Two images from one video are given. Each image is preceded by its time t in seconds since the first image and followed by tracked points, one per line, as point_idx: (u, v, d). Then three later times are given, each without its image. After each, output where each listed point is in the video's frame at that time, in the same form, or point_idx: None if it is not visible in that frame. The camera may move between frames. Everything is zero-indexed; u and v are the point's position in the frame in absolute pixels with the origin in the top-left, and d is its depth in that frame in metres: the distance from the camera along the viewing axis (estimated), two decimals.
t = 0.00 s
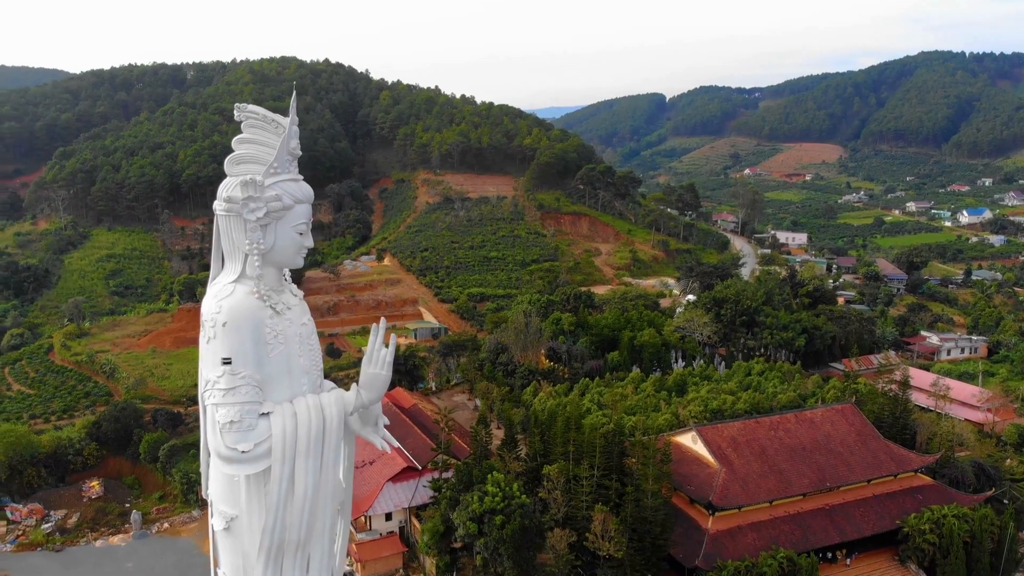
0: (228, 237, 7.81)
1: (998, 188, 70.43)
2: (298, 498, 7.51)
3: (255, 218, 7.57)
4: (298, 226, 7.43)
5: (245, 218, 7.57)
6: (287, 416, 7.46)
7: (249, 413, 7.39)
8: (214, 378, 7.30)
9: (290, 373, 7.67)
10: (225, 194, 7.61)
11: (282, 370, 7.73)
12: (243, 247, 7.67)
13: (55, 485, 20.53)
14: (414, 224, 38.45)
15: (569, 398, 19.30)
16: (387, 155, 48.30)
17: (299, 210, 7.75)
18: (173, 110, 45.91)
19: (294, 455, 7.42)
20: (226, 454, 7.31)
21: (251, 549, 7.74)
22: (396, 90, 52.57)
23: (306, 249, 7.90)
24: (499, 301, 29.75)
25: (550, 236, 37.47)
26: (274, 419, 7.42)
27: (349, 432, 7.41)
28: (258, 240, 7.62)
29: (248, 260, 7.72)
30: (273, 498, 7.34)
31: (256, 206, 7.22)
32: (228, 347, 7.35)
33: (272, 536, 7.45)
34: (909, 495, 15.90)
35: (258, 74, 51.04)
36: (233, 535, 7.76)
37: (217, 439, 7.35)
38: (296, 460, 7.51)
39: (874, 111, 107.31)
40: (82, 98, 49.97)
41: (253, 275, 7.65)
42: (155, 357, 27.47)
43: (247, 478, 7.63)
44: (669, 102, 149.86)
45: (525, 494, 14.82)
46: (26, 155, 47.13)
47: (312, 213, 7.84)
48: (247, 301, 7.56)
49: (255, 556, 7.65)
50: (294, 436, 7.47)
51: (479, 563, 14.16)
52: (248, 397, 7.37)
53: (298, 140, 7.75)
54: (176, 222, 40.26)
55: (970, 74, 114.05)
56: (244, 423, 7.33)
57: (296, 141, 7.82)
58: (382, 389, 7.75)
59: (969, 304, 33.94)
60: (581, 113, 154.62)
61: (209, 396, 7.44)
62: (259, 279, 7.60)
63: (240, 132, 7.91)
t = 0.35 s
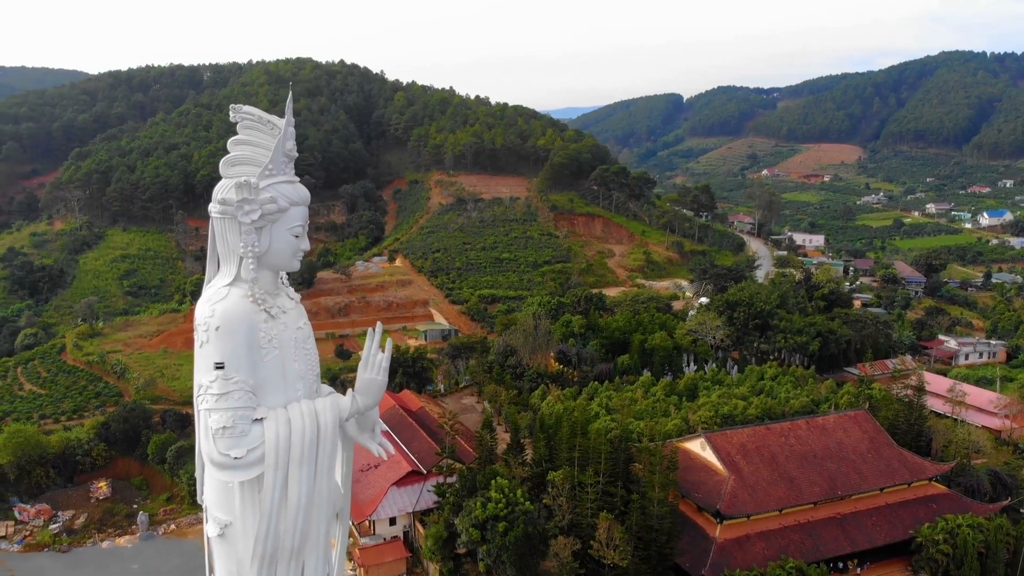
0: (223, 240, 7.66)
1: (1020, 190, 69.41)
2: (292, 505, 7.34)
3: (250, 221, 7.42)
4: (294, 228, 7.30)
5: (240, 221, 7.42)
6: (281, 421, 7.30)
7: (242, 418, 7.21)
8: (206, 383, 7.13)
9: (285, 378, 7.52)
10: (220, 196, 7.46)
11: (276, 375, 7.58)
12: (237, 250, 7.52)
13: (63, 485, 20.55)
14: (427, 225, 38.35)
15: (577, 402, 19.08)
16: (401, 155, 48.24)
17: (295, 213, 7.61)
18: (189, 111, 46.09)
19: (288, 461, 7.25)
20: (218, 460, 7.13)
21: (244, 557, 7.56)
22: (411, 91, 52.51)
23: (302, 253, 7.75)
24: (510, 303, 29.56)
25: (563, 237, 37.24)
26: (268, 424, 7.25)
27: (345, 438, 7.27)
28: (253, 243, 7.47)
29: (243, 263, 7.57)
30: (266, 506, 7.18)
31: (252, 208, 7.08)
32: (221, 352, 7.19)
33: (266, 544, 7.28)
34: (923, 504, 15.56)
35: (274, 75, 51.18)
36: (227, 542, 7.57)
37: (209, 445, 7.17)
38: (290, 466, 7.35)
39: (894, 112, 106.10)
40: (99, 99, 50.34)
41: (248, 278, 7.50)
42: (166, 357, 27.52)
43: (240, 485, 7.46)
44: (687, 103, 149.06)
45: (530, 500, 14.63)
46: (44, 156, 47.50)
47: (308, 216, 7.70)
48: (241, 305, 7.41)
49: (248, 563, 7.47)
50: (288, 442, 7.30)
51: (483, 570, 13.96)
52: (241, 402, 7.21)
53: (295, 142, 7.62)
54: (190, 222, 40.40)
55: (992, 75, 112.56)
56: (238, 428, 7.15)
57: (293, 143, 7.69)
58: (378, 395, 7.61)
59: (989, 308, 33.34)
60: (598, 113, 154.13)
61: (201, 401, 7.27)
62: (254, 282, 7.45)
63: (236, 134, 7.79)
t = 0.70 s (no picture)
0: (216, 242, 7.54)
1: None
2: (284, 511, 7.20)
3: (244, 223, 7.32)
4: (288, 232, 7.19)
5: (233, 223, 7.32)
6: (274, 427, 7.18)
7: (235, 424, 7.10)
8: (198, 387, 7.01)
9: (279, 382, 7.40)
10: (214, 198, 7.38)
11: (269, 379, 7.46)
12: (230, 252, 7.40)
13: (70, 486, 20.54)
14: (438, 226, 38.24)
15: (584, 406, 18.91)
16: (414, 157, 48.17)
17: (289, 215, 7.48)
18: (202, 112, 46.22)
19: (280, 468, 7.14)
20: (210, 465, 7.02)
21: (238, 562, 7.47)
22: (424, 92, 52.46)
23: (297, 256, 7.64)
24: (520, 304, 29.39)
25: (575, 239, 37.02)
26: (260, 430, 7.12)
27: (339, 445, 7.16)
28: (246, 245, 7.35)
29: (238, 266, 7.48)
30: (258, 512, 7.07)
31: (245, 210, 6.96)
32: (214, 356, 7.08)
33: (258, 551, 7.14)
34: (935, 513, 15.24)
35: (287, 76, 51.27)
36: (221, 547, 7.49)
37: (201, 451, 7.06)
38: (283, 472, 7.23)
39: (912, 112, 105.04)
40: (114, 101, 50.62)
41: (241, 281, 7.38)
42: (176, 358, 27.56)
43: (233, 490, 7.35)
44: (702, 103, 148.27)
45: (533, 506, 14.45)
46: (59, 157, 47.81)
47: (303, 219, 7.57)
48: (234, 309, 7.31)
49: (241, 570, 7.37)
50: (280, 447, 7.17)
51: None
52: (234, 407, 7.09)
53: (289, 144, 7.50)
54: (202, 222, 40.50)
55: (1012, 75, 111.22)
56: (230, 434, 7.03)
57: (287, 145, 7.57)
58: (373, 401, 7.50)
59: (1006, 311, 32.81)
60: (613, 114, 153.64)
61: (193, 405, 7.17)
62: (247, 286, 7.33)
63: (229, 134, 7.65)
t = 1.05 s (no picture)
0: (211, 247, 7.60)
1: None
2: (276, 517, 7.22)
3: (237, 226, 7.35)
4: (281, 234, 7.23)
5: (227, 226, 7.36)
6: (266, 433, 7.22)
7: (227, 429, 7.14)
8: (190, 392, 7.06)
9: (272, 388, 7.43)
10: (208, 201, 7.43)
11: (263, 384, 7.49)
12: (224, 257, 7.45)
13: (79, 486, 20.53)
14: (451, 227, 38.15)
15: (592, 410, 18.74)
16: (428, 157, 48.05)
17: (282, 218, 7.51)
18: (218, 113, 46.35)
19: (271, 473, 7.17)
20: (202, 470, 7.07)
21: (231, 569, 7.46)
22: (439, 93, 52.37)
23: (291, 259, 7.67)
24: (531, 306, 29.19)
25: (588, 240, 36.76)
26: (252, 435, 7.17)
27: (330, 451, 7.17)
28: (240, 248, 7.39)
29: (231, 270, 7.52)
30: (250, 519, 7.10)
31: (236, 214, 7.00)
32: (205, 360, 7.13)
33: (250, 558, 7.14)
34: (949, 523, 14.90)
35: (302, 77, 51.34)
36: (214, 554, 7.45)
37: (193, 456, 7.11)
38: (275, 479, 7.26)
39: (934, 113, 103.77)
40: (131, 102, 50.92)
41: (235, 284, 7.41)
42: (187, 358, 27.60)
43: (226, 496, 7.38)
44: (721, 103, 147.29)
45: (536, 512, 14.27)
46: (77, 158, 48.15)
47: (297, 222, 7.59)
48: (227, 313, 7.36)
49: None
50: (272, 453, 7.22)
51: None
52: (225, 411, 7.13)
53: (284, 145, 7.54)
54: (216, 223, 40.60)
55: None
56: (222, 439, 7.08)
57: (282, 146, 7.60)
58: (367, 407, 7.58)
59: None
60: (632, 114, 153.05)
61: (186, 410, 7.22)
62: (241, 289, 7.37)
63: (225, 136, 7.71)
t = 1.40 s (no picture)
0: (205, 248, 7.52)
1: None
2: (268, 524, 7.11)
3: (231, 228, 7.27)
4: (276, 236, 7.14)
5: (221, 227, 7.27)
6: (258, 437, 7.11)
7: (219, 433, 7.03)
8: (181, 396, 6.97)
9: (265, 391, 7.33)
10: (202, 202, 7.35)
11: (256, 388, 7.39)
12: (218, 258, 7.36)
13: (87, 486, 20.52)
14: (463, 228, 38.05)
15: (599, 414, 18.54)
16: (441, 158, 47.98)
17: (277, 219, 7.42)
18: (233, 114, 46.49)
19: (263, 479, 7.05)
20: (193, 475, 6.98)
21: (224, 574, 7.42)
22: (453, 93, 52.31)
23: (286, 261, 7.59)
24: (542, 308, 28.99)
25: (600, 242, 36.54)
26: (244, 440, 7.06)
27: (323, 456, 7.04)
28: (234, 250, 7.30)
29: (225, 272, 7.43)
30: (241, 525, 6.99)
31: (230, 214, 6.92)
32: (197, 364, 7.03)
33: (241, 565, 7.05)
34: (962, 532, 14.57)
35: (317, 78, 51.42)
36: (207, 558, 7.44)
37: (184, 460, 7.03)
38: (268, 484, 7.15)
39: (954, 113, 102.54)
40: (148, 103, 51.21)
41: (228, 286, 7.33)
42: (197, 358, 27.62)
43: (219, 501, 7.31)
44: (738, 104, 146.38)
45: (540, 517, 14.09)
46: (94, 158, 48.49)
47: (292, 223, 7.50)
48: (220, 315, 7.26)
49: None
50: (264, 459, 7.10)
51: None
52: (217, 416, 7.03)
53: (278, 146, 7.46)
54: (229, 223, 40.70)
55: None
56: (213, 444, 6.98)
57: (277, 147, 7.52)
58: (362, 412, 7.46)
59: None
60: (648, 115, 152.47)
61: (178, 413, 7.13)
62: (234, 291, 7.28)
63: (220, 137, 7.64)
